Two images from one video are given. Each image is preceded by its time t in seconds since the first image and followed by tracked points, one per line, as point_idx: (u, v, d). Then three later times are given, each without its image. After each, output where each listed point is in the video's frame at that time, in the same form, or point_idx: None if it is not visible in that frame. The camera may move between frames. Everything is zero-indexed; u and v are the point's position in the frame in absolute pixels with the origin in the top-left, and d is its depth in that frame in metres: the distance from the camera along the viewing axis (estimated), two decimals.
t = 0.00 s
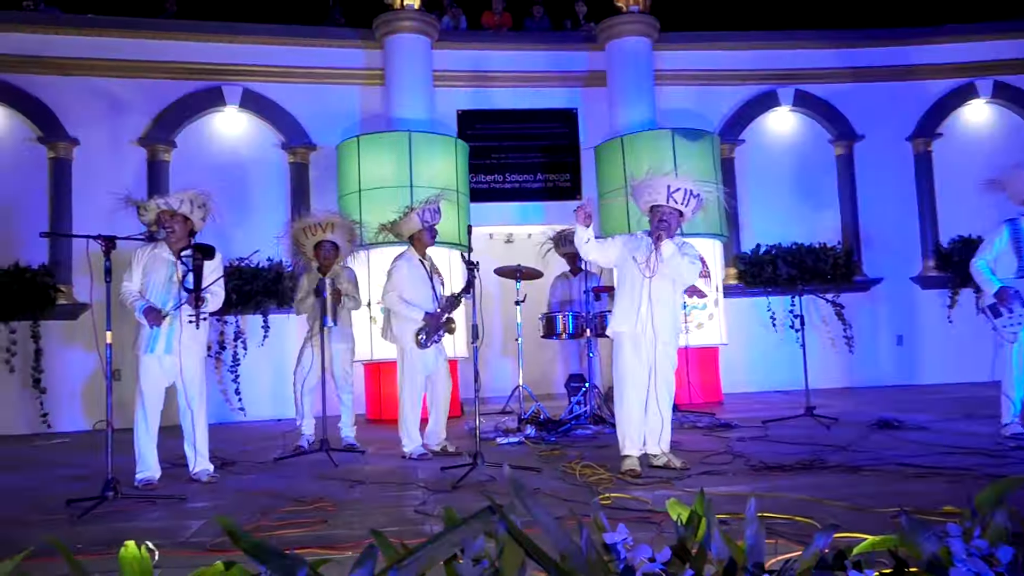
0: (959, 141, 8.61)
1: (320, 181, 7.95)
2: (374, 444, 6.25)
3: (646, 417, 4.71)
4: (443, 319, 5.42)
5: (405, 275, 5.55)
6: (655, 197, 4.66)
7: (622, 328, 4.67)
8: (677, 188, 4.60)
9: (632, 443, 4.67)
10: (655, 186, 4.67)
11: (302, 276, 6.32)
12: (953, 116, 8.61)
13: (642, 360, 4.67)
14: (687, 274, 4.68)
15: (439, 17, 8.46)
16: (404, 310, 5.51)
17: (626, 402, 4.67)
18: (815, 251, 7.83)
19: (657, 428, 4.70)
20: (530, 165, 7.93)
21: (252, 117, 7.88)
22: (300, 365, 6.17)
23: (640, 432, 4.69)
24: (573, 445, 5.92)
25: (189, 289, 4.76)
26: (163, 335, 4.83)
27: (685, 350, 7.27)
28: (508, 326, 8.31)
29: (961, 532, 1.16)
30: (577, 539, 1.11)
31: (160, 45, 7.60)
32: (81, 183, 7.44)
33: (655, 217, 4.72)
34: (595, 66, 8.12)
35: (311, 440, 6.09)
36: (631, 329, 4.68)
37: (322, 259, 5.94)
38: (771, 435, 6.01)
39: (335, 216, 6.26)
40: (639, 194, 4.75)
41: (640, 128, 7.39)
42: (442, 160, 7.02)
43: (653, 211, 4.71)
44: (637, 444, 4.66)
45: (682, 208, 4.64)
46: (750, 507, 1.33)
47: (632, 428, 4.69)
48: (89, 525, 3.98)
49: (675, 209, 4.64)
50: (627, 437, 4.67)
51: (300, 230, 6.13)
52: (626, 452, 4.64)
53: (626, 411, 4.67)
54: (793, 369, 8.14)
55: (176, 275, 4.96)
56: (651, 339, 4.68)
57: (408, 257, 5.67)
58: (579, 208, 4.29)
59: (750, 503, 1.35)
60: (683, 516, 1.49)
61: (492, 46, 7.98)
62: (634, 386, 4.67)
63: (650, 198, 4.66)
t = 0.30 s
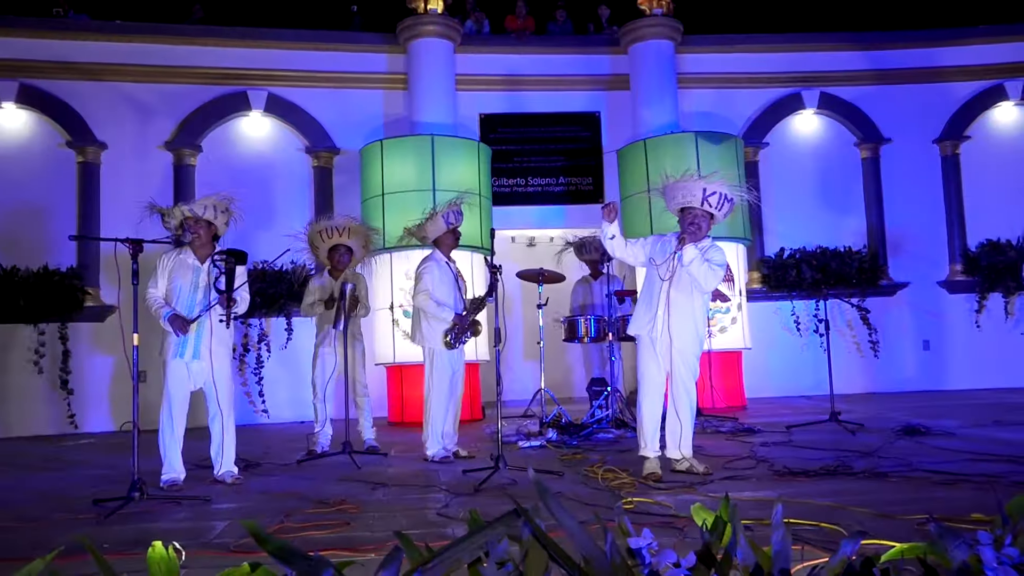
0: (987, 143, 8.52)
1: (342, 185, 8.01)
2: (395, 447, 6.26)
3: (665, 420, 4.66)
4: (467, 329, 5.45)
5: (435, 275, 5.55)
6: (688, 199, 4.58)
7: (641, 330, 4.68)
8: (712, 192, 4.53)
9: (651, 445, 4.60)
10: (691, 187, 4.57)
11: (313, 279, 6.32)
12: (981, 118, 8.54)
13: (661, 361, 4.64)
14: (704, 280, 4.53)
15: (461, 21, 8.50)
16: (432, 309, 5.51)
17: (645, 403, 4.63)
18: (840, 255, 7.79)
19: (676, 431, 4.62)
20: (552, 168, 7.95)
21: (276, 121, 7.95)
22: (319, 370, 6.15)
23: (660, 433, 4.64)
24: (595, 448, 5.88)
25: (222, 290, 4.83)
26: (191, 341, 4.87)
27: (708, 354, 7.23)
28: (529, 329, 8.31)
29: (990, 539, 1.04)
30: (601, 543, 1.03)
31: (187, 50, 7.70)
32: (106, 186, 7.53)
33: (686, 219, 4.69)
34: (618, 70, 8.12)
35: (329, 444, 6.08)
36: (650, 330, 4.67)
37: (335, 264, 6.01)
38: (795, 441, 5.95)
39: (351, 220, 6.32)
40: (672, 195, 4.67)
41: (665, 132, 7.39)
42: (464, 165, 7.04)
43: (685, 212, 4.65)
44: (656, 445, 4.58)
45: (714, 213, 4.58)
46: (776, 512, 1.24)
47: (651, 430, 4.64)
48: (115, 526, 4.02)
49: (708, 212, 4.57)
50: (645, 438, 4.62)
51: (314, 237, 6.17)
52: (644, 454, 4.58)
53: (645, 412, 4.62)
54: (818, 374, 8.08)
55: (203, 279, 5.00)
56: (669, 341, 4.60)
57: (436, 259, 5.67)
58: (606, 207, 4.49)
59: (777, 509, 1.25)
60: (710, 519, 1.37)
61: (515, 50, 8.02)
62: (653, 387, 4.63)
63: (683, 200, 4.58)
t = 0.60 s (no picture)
0: (1005, 142, 8.44)
1: (355, 187, 8.04)
2: (410, 448, 6.27)
3: (686, 422, 4.63)
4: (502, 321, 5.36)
5: (449, 277, 5.59)
6: (702, 200, 4.56)
7: (656, 332, 4.70)
8: (727, 192, 4.50)
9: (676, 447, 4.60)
10: (705, 188, 4.55)
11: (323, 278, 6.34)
12: (999, 117, 8.46)
13: (679, 364, 4.63)
14: (725, 282, 4.48)
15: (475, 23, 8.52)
16: (447, 310, 5.51)
17: (667, 405, 4.63)
18: (857, 257, 7.63)
19: (695, 433, 4.60)
20: (565, 169, 8.02)
21: (291, 123, 7.99)
22: (333, 372, 6.16)
23: (681, 436, 4.63)
24: (610, 450, 5.87)
25: (241, 287, 4.87)
26: (208, 339, 4.91)
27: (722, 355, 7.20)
28: (544, 331, 8.31)
29: None
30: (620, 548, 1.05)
31: (203, 54, 7.76)
32: (123, 190, 7.60)
33: (701, 221, 4.68)
34: (632, 71, 8.11)
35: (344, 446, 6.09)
36: (665, 333, 4.67)
37: (344, 265, 6.06)
38: (811, 442, 5.91)
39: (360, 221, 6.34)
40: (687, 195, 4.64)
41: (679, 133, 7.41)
42: (477, 165, 7.04)
43: (699, 213, 4.65)
44: (681, 449, 4.57)
45: (728, 213, 4.56)
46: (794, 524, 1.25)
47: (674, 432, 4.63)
48: (132, 527, 4.05)
49: (722, 212, 4.55)
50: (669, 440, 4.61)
51: (320, 238, 6.16)
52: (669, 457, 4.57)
53: (669, 414, 4.62)
54: (833, 375, 8.03)
55: (218, 280, 5.02)
56: (685, 344, 4.58)
57: (454, 260, 5.70)
58: (624, 207, 4.52)
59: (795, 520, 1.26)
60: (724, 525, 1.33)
61: (529, 51, 8.02)
62: (673, 391, 4.61)
63: (698, 201, 4.56)
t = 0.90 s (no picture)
0: (1019, 140, 8.38)
1: (367, 188, 8.07)
2: (422, 449, 6.27)
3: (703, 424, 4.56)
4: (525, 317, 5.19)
5: (465, 275, 5.59)
6: (719, 199, 4.52)
7: (674, 337, 4.57)
8: (744, 190, 4.50)
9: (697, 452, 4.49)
10: (723, 186, 4.50)
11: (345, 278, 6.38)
12: (1013, 114, 8.39)
13: (698, 367, 4.54)
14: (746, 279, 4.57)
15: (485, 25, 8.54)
16: (463, 312, 5.50)
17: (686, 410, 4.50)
18: (869, 256, 7.66)
19: (713, 434, 4.56)
20: (576, 170, 8.04)
21: (304, 126, 8.03)
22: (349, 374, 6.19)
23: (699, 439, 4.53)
24: (623, 451, 5.86)
25: (257, 296, 4.96)
26: (220, 344, 4.93)
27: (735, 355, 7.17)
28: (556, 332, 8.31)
29: None
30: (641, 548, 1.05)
31: (215, 58, 7.80)
32: (137, 194, 7.65)
33: (712, 219, 4.62)
34: (643, 71, 8.11)
35: (358, 447, 6.11)
36: (684, 337, 4.56)
37: (365, 266, 6.05)
38: (826, 443, 5.87)
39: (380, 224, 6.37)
40: (700, 194, 4.57)
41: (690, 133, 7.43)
42: (490, 166, 7.06)
43: (711, 212, 4.58)
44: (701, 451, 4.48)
45: (742, 211, 4.55)
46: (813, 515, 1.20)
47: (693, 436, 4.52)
48: (147, 528, 4.07)
49: (737, 211, 4.55)
50: (690, 446, 4.48)
51: (339, 241, 6.19)
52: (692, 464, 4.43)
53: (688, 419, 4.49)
54: (848, 375, 8.00)
55: (230, 286, 5.03)
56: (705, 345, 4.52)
57: (471, 260, 5.70)
58: (640, 211, 4.46)
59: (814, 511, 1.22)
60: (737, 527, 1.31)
61: (540, 53, 8.02)
62: (693, 394, 4.51)
63: (716, 199, 4.50)
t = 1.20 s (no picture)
0: None
1: (379, 189, 8.10)
2: (433, 451, 6.28)
3: (720, 429, 4.45)
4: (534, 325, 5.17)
5: (481, 281, 5.56)
6: (721, 196, 4.42)
7: (694, 342, 4.40)
8: (746, 185, 4.41)
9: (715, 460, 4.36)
10: (724, 183, 4.39)
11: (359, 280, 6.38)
12: None
13: (716, 371, 4.41)
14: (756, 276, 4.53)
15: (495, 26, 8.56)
16: (480, 317, 5.48)
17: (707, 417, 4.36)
18: (882, 256, 7.63)
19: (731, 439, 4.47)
20: (587, 171, 8.06)
21: (316, 128, 8.07)
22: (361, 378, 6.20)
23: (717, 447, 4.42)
24: (635, 453, 5.84)
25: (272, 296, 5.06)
26: (236, 344, 4.96)
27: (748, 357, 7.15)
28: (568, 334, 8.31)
29: None
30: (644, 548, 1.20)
31: (227, 60, 7.84)
32: (150, 197, 7.70)
33: (715, 217, 4.51)
34: (653, 72, 8.10)
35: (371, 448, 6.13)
36: (701, 341, 4.41)
37: (382, 268, 5.99)
38: (839, 445, 5.85)
39: (394, 225, 6.36)
40: (701, 193, 4.46)
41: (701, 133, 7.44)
42: (501, 167, 7.12)
43: (715, 210, 4.47)
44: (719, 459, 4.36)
45: (745, 207, 4.47)
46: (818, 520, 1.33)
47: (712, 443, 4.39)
48: (161, 529, 4.09)
49: (740, 207, 4.46)
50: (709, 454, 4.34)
51: (357, 243, 6.19)
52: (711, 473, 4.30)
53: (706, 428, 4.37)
54: (861, 376, 7.96)
55: (242, 285, 5.06)
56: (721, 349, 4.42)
57: (488, 265, 5.68)
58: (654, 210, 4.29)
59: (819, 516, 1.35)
60: (752, 528, 1.46)
61: (551, 54, 8.03)
62: (710, 400, 4.40)
63: (718, 197, 4.40)
